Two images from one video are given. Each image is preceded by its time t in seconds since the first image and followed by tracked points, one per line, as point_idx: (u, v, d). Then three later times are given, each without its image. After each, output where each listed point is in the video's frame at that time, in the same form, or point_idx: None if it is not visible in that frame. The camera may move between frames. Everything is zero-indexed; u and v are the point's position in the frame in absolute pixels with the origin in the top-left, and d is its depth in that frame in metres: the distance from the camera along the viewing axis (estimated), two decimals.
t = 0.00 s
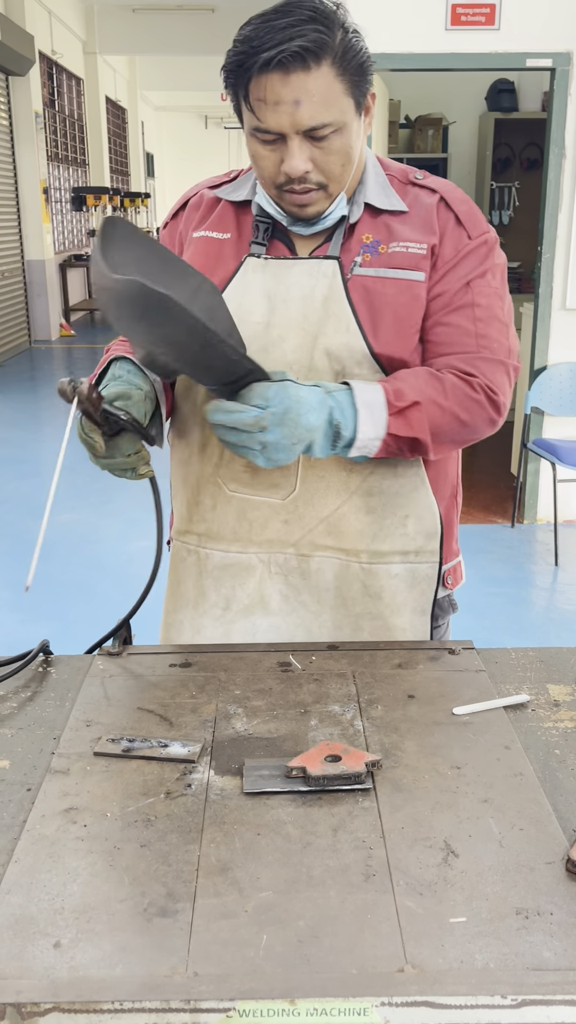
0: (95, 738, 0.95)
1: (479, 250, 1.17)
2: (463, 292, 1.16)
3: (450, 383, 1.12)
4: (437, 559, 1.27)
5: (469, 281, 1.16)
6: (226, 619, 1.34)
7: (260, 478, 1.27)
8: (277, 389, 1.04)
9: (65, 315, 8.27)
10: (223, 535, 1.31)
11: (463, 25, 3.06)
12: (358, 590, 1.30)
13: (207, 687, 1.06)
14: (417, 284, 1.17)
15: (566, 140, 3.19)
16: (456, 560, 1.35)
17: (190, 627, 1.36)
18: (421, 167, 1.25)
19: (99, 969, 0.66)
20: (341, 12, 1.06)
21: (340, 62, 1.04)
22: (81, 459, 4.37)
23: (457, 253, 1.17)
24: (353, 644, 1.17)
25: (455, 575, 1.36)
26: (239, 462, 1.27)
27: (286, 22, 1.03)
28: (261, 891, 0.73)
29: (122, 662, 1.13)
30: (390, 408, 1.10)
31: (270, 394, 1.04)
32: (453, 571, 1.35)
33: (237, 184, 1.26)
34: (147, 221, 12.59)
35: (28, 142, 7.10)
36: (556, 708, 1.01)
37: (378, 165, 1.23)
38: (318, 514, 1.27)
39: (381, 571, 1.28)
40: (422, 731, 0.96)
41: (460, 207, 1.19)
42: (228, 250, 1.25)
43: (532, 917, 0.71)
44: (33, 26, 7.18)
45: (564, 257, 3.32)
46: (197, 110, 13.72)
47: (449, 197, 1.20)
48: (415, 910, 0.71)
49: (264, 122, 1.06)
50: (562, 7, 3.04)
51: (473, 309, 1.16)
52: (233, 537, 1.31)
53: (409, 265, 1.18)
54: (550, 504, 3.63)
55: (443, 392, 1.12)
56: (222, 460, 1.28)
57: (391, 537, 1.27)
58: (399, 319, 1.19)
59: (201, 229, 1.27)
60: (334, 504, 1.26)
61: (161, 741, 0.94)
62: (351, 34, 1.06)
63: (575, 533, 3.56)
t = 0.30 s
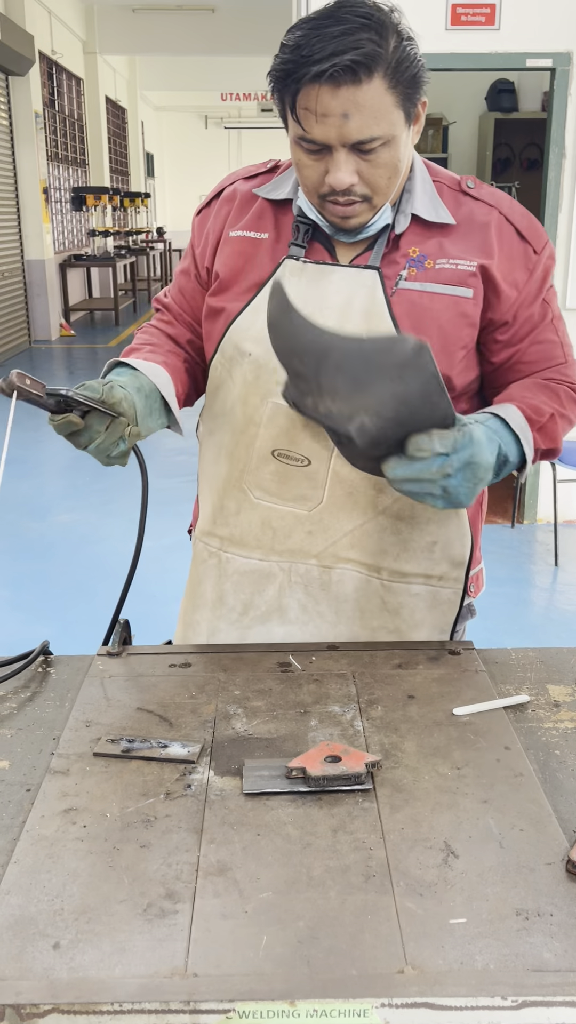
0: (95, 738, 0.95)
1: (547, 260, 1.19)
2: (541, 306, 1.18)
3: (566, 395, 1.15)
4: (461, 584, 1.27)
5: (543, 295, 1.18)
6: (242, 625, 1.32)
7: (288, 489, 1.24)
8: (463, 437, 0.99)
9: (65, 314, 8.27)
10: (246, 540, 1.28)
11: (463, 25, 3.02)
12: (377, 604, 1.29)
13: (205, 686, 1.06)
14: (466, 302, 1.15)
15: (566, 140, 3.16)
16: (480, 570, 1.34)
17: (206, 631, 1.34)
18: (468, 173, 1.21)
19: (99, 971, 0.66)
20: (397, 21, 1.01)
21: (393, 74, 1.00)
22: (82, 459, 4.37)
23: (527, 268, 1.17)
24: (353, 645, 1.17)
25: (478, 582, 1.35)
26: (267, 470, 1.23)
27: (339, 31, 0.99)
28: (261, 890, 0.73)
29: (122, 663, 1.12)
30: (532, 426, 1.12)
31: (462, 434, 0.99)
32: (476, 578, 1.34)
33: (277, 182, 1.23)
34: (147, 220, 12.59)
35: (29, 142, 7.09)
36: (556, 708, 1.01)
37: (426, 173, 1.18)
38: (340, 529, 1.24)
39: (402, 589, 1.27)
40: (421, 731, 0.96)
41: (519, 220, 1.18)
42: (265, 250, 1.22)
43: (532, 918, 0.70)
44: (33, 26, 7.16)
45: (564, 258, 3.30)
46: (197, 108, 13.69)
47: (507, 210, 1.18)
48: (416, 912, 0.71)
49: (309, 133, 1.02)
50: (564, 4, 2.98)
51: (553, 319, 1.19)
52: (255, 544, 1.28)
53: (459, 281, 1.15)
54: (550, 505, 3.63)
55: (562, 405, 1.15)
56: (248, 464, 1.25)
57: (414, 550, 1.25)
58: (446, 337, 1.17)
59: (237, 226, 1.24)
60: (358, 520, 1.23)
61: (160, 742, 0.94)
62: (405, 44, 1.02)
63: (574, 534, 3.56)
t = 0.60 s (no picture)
0: (93, 739, 0.95)
1: (568, 278, 1.14)
2: (555, 323, 1.14)
3: (557, 424, 1.12)
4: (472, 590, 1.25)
5: (560, 314, 1.14)
6: (251, 622, 1.32)
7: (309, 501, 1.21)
8: (417, 464, 1.03)
9: (63, 313, 8.26)
10: (258, 540, 1.29)
11: (462, 25, 2.95)
12: (386, 608, 1.27)
13: (204, 686, 1.06)
14: (486, 308, 1.13)
15: (565, 139, 3.11)
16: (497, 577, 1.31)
17: (217, 627, 1.35)
18: (501, 182, 1.19)
19: (96, 973, 0.65)
20: (437, 20, 0.99)
21: (429, 77, 0.98)
22: (81, 458, 4.37)
23: (547, 282, 1.14)
24: (353, 645, 1.16)
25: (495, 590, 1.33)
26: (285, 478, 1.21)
27: (378, 29, 0.96)
28: (259, 892, 0.73)
29: (121, 663, 1.12)
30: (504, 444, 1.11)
31: (419, 463, 1.03)
32: (494, 586, 1.32)
33: (306, 177, 1.22)
34: (146, 218, 12.57)
35: (27, 142, 7.07)
36: (556, 708, 1.01)
37: (457, 176, 1.17)
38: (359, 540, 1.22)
39: (412, 594, 1.26)
40: (420, 731, 0.96)
41: (546, 232, 1.15)
42: (290, 245, 1.21)
43: (532, 919, 0.70)
44: (30, 24, 7.13)
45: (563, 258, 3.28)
46: (195, 106, 13.64)
47: (534, 221, 1.15)
48: (415, 915, 0.70)
49: (341, 132, 1.01)
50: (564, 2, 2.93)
51: (565, 342, 1.14)
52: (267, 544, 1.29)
53: (482, 287, 1.13)
54: (549, 504, 3.62)
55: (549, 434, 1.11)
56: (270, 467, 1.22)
57: (424, 553, 1.24)
58: (465, 344, 1.14)
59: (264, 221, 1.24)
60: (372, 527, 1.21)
61: (158, 743, 0.94)
62: (443, 46, 0.99)
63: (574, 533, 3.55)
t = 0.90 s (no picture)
0: (90, 738, 0.95)
1: (573, 276, 1.12)
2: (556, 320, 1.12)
3: (549, 422, 1.10)
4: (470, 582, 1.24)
5: (563, 311, 1.12)
6: (253, 616, 1.31)
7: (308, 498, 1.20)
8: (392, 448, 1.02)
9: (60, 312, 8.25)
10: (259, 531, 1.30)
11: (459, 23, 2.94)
12: (385, 603, 1.26)
13: (202, 686, 1.06)
14: (489, 300, 1.12)
15: (563, 138, 3.11)
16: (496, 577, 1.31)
17: (220, 622, 1.34)
18: (512, 179, 1.19)
19: (93, 975, 0.65)
20: (452, 13, 0.99)
21: (439, 68, 0.98)
22: (78, 457, 4.36)
23: (550, 278, 1.12)
24: (351, 645, 1.16)
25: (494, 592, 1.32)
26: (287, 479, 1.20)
27: (391, 17, 0.96)
28: (257, 893, 0.73)
29: (118, 663, 1.12)
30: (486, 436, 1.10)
31: (391, 450, 1.01)
32: (494, 589, 1.33)
33: (315, 169, 1.23)
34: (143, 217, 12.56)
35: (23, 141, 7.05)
36: (554, 708, 1.01)
37: (467, 171, 1.18)
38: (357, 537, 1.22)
39: (408, 591, 1.24)
40: (419, 730, 0.96)
41: (553, 228, 1.13)
42: (297, 237, 1.22)
43: (531, 920, 0.70)
44: (26, 23, 7.11)
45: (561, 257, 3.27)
46: (191, 105, 13.63)
47: (542, 218, 1.14)
48: (413, 915, 0.70)
49: (349, 118, 1.01)
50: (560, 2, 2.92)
51: (566, 341, 1.12)
52: (269, 536, 1.30)
53: (487, 280, 1.12)
54: (546, 504, 3.63)
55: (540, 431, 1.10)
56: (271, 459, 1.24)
57: (422, 551, 1.24)
58: (467, 336, 1.13)
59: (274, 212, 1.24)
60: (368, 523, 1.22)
61: (155, 743, 0.94)
62: (456, 38, 0.99)
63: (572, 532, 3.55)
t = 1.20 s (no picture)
0: (86, 739, 0.95)
1: (574, 276, 1.12)
2: (557, 320, 1.11)
3: (548, 421, 1.10)
4: (467, 575, 1.23)
5: (564, 311, 1.11)
6: (251, 613, 1.31)
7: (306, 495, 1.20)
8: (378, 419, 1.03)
9: (55, 311, 8.24)
10: (257, 530, 1.30)
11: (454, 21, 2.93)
12: (381, 601, 1.26)
13: (198, 686, 1.06)
14: (490, 300, 1.12)
15: (558, 137, 3.11)
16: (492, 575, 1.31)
17: (218, 621, 1.34)
18: (517, 178, 1.19)
19: (90, 975, 0.65)
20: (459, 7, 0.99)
21: (451, 62, 0.98)
22: (74, 456, 4.35)
23: (551, 278, 1.12)
24: (347, 644, 1.16)
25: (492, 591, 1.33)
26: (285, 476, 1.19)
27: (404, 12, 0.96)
28: (254, 893, 0.72)
29: (114, 663, 1.12)
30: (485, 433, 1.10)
31: (374, 420, 1.02)
32: (491, 589, 1.33)
33: (318, 169, 1.23)
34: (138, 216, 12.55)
35: (18, 139, 7.03)
36: (550, 707, 1.01)
37: (470, 170, 1.18)
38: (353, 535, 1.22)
39: (406, 586, 1.24)
40: (415, 730, 0.95)
41: (556, 229, 1.13)
42: (299, 236, 1.22)
43: (528, 919, 0.70)
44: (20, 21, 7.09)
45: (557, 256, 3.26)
46: (186, 103, 13.61)
47: (545, 218, 1.14)
48: (409, 914, 0.70)
49: (362, 116, 1.01)
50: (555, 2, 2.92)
51: (566, 341, 1.11)
52: (269, 534, 1.29)
53: (489, 280, 1.12)
54: (542, 503, 3.63)
55: (538, 429, 1.10)
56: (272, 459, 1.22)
57: (419, 550, 1.24)
58: (467, 335, 1.13)
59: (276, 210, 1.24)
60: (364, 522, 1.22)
61: (152, 743, 0.93)
62: (466, 32, 1.00)
63: (568, 531, 3.55)
